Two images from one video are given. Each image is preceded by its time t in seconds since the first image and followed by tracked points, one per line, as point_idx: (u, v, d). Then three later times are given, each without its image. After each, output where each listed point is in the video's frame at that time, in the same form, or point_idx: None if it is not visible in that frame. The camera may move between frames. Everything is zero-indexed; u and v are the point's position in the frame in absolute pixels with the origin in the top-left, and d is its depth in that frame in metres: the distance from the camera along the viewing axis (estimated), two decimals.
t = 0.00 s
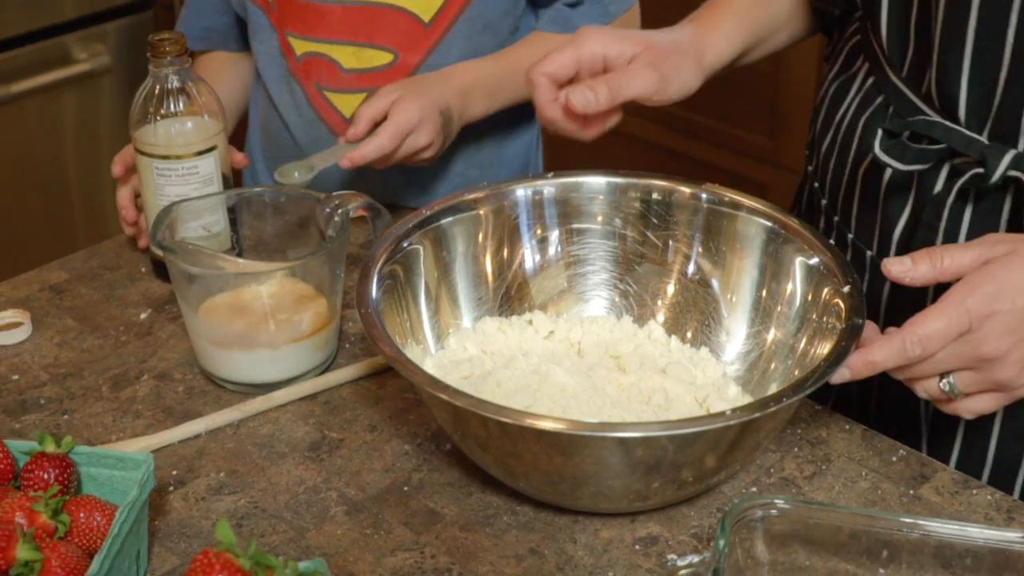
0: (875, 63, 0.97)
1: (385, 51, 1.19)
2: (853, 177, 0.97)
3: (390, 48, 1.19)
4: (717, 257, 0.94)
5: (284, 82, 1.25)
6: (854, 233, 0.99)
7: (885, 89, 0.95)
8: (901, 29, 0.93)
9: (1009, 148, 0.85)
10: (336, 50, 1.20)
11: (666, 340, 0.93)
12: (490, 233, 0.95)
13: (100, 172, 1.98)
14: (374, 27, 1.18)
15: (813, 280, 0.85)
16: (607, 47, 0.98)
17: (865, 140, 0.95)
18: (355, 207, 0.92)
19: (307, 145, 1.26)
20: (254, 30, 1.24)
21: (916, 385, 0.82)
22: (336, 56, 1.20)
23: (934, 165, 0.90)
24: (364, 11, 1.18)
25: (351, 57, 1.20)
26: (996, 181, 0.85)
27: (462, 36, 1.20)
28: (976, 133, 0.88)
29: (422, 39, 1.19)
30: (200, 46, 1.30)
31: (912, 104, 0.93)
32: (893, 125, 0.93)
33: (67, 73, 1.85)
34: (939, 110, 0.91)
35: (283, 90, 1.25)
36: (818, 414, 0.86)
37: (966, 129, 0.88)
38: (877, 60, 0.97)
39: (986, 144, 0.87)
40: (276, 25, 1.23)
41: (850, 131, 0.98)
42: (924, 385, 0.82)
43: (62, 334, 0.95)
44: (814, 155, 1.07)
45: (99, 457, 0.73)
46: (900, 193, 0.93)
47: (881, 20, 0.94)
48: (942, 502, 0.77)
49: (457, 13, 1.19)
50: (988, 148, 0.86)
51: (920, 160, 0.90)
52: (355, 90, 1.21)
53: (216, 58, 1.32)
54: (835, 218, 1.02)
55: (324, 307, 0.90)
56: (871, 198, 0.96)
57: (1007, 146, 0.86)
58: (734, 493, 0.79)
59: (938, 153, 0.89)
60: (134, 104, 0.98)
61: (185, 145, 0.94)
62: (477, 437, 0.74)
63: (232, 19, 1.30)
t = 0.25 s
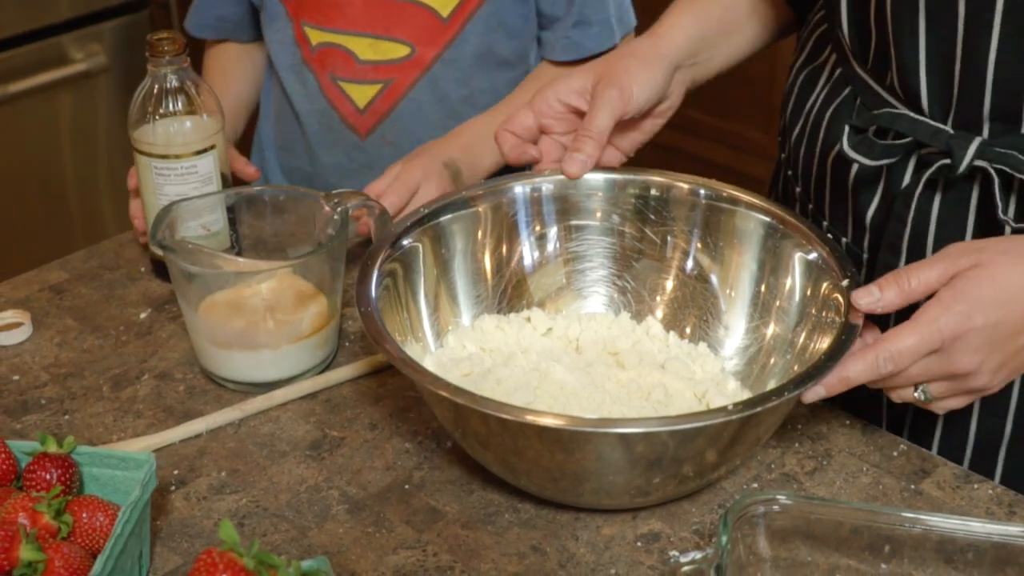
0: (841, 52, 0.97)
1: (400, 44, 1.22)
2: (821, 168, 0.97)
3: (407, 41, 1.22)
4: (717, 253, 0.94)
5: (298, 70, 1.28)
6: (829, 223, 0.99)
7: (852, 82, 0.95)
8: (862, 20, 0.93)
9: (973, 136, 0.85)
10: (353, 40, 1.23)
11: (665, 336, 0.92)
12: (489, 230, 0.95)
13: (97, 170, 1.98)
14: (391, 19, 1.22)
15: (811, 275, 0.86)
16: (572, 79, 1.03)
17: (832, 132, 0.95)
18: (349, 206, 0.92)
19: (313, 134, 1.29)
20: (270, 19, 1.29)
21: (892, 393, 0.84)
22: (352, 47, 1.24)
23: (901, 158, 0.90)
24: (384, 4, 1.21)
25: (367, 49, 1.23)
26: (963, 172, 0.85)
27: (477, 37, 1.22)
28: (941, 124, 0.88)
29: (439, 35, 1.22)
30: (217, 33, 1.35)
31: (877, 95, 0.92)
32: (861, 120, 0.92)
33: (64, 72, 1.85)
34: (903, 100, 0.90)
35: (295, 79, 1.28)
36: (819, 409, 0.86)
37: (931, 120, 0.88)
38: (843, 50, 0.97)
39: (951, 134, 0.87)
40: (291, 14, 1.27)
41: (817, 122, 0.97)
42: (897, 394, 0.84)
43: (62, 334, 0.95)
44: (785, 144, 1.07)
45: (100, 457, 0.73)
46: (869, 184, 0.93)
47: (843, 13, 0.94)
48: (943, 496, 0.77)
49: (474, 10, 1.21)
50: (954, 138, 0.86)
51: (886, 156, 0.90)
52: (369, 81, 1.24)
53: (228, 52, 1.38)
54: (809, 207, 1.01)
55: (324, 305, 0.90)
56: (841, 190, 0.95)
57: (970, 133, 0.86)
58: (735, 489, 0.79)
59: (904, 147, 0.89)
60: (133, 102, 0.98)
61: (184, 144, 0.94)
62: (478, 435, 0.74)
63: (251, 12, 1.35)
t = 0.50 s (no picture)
0: (833, 59, 0.97)
1: (414, 45, 1.25)
2: (821, 172, 0.97)
3: (420, 41, 1.25)
4: (695, 238, 0.90)
5: (313, 67, 1.32)
6: (830, 225, 0.99)
7: (845, 86, 0.95)
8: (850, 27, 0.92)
9: (970, 139, 0.85)
10: (367, 39, 1.27)
11: (633, 320, 0.90)
12: (470, 218, 0.90)
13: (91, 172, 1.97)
14: (406, 19, 1.25)
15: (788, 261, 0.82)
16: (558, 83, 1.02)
17: (829, 136, 0.95)
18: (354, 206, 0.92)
19: (328, 134, 1.33)
20: (290, 15, 1.34)
21: (924, 418, 0.76)
22: (367, 45, 1.27)
23: (899, 164, 0.89)
24: (399, 4, 1.25)
25: (381, 47, 1.26)
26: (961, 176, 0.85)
27: (490, 41, 1.24)
28: (938, 127, 0.87)
29: (451, 37, 1.24)
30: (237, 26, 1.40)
31: (871, 100, 0.92)
32: (858, 127, 0.91)
33: (58, 74, 1.85)
34: (899, 107, 0.90)
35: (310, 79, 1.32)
36: (818, 408, 0.86)
37: (927, 124, 0.88)
38: (835, 57, 0.96)
39: (948, 137, 0.86)
40: (310, 10, 1.31)
41: (812, 126, 0.97)
42: (929, 420, 0.76)
43: (59, 336, 0.95)
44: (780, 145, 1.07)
45: (100, 458, 0.73)
46: (868, 188, 0.92)
47: (831, 21, 0.94)
48: (942, 494, 0.78)
49: (488, 15, 1.23)
50: (950, 142, 0.85)
51: (885, 164, 0.90)
52: (382, 80, 1.27)
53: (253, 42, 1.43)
54: (807, 208, 1.01)
55: (324, 308, 0.90)
56: (839, 193, 0.95)
57: (967, 136, 0.85)
58: (736, 488, 0.79)
59: (903, 153, 0.88)
60: (130, 105, 0.98)
61: (181, 146, 0.94)
62: (479, 425, 0.75)
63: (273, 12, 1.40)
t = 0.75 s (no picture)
0: (823, 51, 0.98)
1: (424, 42, 1.20)
2: (810, 169, 0.98)
3: (431, 40, 1.19)
4: (689, 237, 0.90)
5: (323, 64, 1.27)
6: (816, 218, 0.99)
7: (835, 80, 0.96)
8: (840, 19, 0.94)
9: (957, 131, 0.86)
10: (377, 37, 1.21)
11: (627, 319, 0.90)
12: (465, 218, 0.90)
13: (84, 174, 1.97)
14: (416, 16, 1.20)
15: (785, 260, 0.83)
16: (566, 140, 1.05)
17: (817, 130, 0.96)
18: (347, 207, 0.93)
19: (339, 132, 1.28)
20: (303, 10, 1.29)
21: None
22: (378, 43, 1.21)
23: (886, 155, 0.91)
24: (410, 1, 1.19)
25: (391, 45, 1.21)
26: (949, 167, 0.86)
27: (502, 40, 1.18)
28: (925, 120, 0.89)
29: (462, 36, 1.18)
30: (254, 18, 1.38)
31: (862, 94, 0.93)
32: (846, 119, 0.93)
33: (51, 76, 1.85)
34: (888, 99, 0.92)
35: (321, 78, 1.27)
36: (813, 407, 0.86)
37: (915, 116, 0.89)
38: (823, 48, 0.98)
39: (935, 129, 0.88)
40: (321, 6, 1.26)
41: (800, 121, 0.99)
42: None
43: (55, 338, 0.95)
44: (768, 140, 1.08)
45: (97, 461, 0.73)
46: (855, 181, 0.93)
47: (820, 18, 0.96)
48: (937, 493, 0.78)
49: (500, 14, 1.17)
50: (937, 133, 0.87)
51: (873, 154, 0.91)
52: (392, 78, 1.22)
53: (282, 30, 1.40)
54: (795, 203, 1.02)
55: (320, 309, 0.90)
56: (829, 187, 0.96)
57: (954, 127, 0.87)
58: (731, 488, 0.79)
59: (889, 143, 0.90)
60: (123, 107, 0.97)
61: (177, 147, 0.94)
62: (475, 424, 0.75)
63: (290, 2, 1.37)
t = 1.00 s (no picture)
0: (822, 51, 0.97)
1: (433, 42, 1.17)
2: (809, 169, 0.98)
3: (439, 40, 1.17)
4: (684, 237, 0.90)
5: (334, 66, 1.25)
6: (815, 223, 0.99)
7: (836, 82, 0.95)
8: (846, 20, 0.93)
9: (963, 132, 0.86)
10: (386, 36, 1.18)
11: (622, 319, 0.90)
12: (459, 219, 0.90)
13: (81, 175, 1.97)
14: (425, 16, 1.17)
15: (779, 259, 0.83)
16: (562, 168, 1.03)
17: (820, 131, 0.96)
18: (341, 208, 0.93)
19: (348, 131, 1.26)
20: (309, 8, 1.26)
21: None
22: (386, 43, 1.19)
23: (891, 155, 0.90)
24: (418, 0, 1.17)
25: (400, 45, 1.18)
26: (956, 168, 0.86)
27: (511, 40, 1.16)
28: (930, 121, 0.89)
29: (470, 36, 1.16)
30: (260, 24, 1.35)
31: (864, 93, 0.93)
32: (850, 120, 0.92)
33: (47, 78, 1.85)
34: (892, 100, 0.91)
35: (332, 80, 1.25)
36: (809, 406, 0.86)
37: (919, 117, 0.89)
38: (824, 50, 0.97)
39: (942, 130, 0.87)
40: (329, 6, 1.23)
41: (801, 125, 0.98)
42: None
43: (51, 340, 0.95)
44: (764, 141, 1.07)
45: (93, 462, 0.73)
46: (860, 182, 0.93)
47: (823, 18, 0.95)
48: (933, 492, 0.78)
49: (509, 14, 1.15)
50: (944, 134, 0.87)
51: (879, 155, 0.90)
52: (400, 78, 1.19)
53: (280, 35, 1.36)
54: (792, 203, 1.02)
55: (316, 309, 0.91)
56: (831, 187, 0.96)
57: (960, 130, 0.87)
58: (727, 487, 0.79)
59: (895, 144, 0.89)
60: (120, 109, 0.97)
61: (172, 149, 0.94)
62: (471, 425, 0.75)
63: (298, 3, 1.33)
